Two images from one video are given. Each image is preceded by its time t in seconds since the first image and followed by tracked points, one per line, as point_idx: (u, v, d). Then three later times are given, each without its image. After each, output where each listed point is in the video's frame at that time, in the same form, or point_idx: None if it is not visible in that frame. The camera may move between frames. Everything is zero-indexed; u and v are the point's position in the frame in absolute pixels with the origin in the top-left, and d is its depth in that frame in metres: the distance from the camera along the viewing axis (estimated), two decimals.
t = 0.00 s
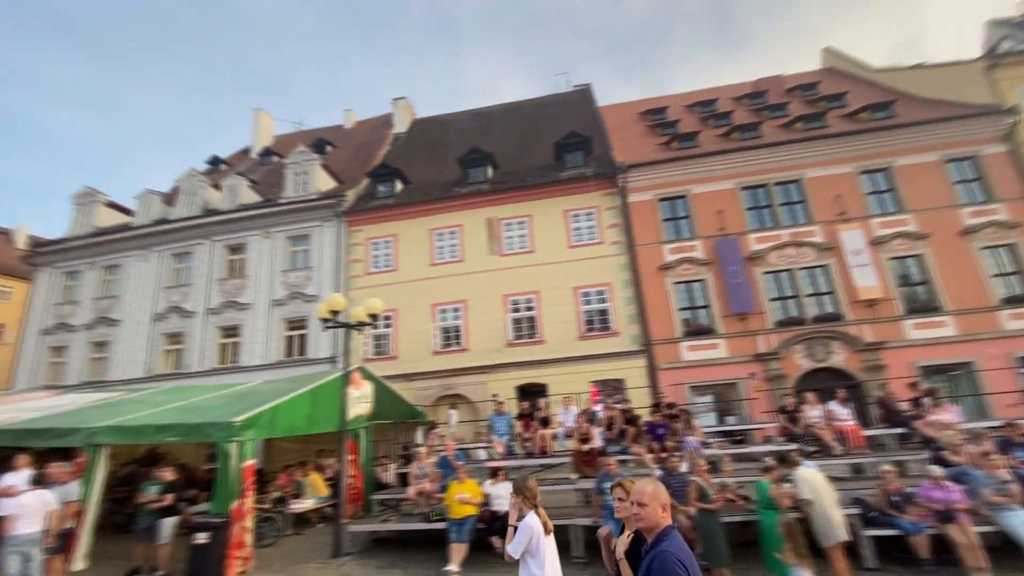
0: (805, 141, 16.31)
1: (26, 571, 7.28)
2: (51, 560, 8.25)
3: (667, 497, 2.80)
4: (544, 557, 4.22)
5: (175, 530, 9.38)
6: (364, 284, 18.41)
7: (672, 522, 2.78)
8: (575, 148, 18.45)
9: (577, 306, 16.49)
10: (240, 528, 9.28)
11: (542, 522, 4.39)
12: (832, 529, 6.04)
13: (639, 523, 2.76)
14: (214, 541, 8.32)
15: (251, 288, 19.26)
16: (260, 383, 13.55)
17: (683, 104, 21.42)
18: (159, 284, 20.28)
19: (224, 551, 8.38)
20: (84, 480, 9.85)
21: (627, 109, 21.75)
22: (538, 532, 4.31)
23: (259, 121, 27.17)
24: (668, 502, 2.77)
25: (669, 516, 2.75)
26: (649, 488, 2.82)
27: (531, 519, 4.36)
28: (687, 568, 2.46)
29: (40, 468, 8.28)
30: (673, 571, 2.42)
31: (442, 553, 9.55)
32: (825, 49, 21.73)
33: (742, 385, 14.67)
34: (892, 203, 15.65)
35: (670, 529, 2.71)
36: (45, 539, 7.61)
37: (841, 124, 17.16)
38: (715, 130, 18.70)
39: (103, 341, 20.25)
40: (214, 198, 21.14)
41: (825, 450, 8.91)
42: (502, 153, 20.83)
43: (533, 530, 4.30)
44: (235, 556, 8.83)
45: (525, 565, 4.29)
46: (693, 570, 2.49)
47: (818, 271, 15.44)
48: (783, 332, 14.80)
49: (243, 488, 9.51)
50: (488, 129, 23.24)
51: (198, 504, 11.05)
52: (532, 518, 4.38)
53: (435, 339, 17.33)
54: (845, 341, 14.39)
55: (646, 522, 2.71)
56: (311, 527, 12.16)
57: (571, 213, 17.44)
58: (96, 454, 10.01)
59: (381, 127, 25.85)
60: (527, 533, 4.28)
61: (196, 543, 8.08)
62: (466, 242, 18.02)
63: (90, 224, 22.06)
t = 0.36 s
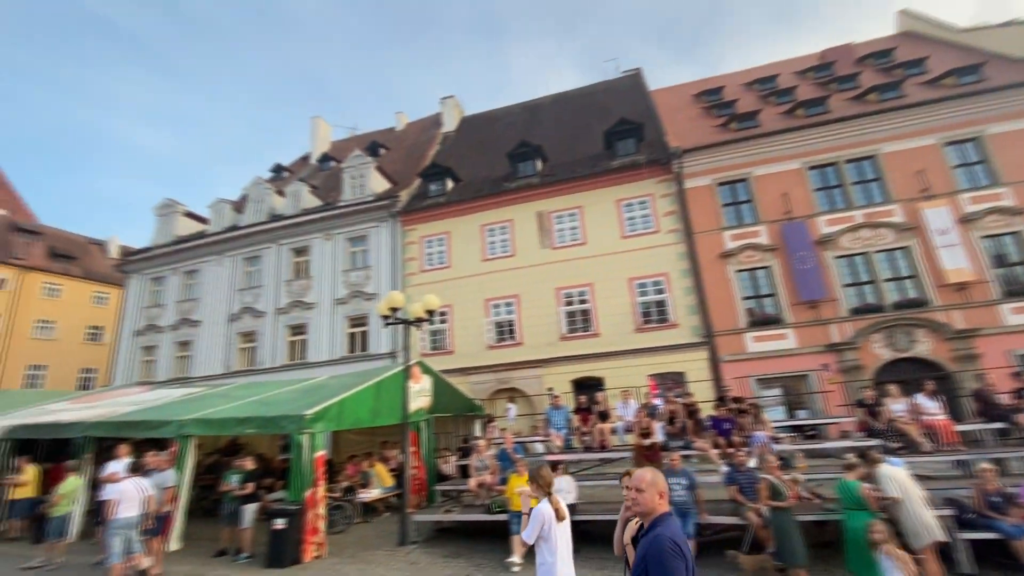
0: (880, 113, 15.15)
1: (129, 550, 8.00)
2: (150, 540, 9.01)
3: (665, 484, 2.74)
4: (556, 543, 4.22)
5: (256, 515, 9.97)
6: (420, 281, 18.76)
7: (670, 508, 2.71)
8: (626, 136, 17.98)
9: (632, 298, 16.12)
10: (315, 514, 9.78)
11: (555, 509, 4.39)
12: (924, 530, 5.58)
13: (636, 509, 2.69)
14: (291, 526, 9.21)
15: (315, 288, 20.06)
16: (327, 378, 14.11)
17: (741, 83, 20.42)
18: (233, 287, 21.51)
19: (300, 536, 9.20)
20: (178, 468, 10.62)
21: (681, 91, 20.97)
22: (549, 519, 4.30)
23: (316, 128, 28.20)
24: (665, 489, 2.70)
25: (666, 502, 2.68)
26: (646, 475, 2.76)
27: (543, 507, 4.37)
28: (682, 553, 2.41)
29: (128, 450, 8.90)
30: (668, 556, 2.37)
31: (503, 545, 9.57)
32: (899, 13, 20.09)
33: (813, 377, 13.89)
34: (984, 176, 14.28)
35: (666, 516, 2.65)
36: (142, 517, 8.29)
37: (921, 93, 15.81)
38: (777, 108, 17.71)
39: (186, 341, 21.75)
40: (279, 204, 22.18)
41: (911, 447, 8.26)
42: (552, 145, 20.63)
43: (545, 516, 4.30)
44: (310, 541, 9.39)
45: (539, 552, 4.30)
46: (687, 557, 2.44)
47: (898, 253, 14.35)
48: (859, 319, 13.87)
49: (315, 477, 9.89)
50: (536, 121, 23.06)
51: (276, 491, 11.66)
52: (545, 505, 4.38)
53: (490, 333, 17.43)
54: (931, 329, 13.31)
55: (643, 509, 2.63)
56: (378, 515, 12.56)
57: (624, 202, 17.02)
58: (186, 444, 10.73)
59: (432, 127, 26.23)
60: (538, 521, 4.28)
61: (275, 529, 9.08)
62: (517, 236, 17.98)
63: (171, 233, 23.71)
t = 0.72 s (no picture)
0: (967, 78, 13.84)
1: (219, 527, 8.69)
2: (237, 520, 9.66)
3: (667, 480, 2.80)
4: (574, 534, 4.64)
5: (326, 500, 10.39)
6: (474, 275, 18.90)
7: (673, 503, 2.78)
8: (681, 118, 17.32)
9: (691, 287, 15.56)
10: (381, 501, 10.05)
11: (572, 501, 4.83)
12: None
13: (637, 505, 2.76)
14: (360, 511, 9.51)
15: (375, 284, 20.63)
16: (387, 370, 14.50)
17: (807, 55, 19.18)
18: (299, 284, 22.48)
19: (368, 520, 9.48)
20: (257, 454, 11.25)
21: (740, 69, 19.95)
22: (567, 514, 4.73)
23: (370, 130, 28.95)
24: (665, 485, 2.76)
25: (668, 498, 2.74)
26: (649, 472, 2.80)
27: (561, 499, 4.82)
28: (681, 548, 2.50)
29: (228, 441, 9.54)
30: (668, 553, 2.46)
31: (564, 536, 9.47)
32: None
33: (895, 368, 12.94)
34: None
35: (668, 510, 2.71)
36: (233, 498, 8.90)
37: (1019, 52, 14.26)
38: (848, 79, 16.51)
39: (258, 336, 22.99)
40: (339, 205, 22.95)
41: (1013, 444, 7.50)
42: (604, 132, 20.20)
43: (564, 508, 4.76)
44: (376, 526, 9.65)
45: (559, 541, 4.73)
46: (687, 549, 2.52)
47: (993, 232, 13.07)
48: (947, 306, 12.77)
49: (380, 465, 10.15)
50: (587, 108, 22.62)
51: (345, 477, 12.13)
52: (563, 497, 4.82)
53: (543, 326, 17.33)
54: None
55: (645, 507, 2.70)
56: (440, 503, 12.80)
57: (680, 187, 16.41)
58: (263, 431, 11.33)
59: (482, 121, 26.30)
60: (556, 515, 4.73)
61: (345, 513, 9.36)
62: (569, 227, 17.73)
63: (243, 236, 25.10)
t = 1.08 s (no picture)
0: None
1: (303, 507, 9.19)
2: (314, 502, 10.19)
3: (674, 463, 2.91)
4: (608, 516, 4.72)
5: (395, 486, 10.74)
6: (529, 266, 18.88)
7: (681, 486, 2.89)
8: (743, 94, 16.48)
9: (757, 272, 14.84)
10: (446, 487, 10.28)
11: (605, 485, 4.84)
12: None
13: (645, 485, 2.96)
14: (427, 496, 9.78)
15: (431, 278, 21.03)
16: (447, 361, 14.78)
17: (884, 16, 17.70)
18: (360, 280, 23.29)
19: (435, 505, 9.72)
20: (328, 441, 11.78)
21: (807, 37, 18.69)
22: (603, 493, 4.76)
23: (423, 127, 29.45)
24: (671, 468, 2.89)
25: (672, 481, 2.88)
26: (655, 454, 2.96)
27: (596, 483, 4.81)
28: (672, 531, 2.68)
29: (317, 431, 10.01)
30: (658, 536, 2.66)
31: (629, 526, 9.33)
32: None
33: (993, 355, 11.85)
34: None
35: (673, 491, 2.86)
36: (315, 483, 9.44)
37: None
38: (933, 40, 15.09)
39: (325, 330, 24.07)
40: (395, 202, 23.53)
41: None
42: (659, 114, 19.54)
43: (599, 492, 4.77)
44: (443, 510, 9.89)
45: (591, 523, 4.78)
46: (680, 531, 2.69)
47: None
48: None
49: (444, 452, 10.39)
50: (641, 90, 21.95)
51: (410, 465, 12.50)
52: (597, 482, 4.82)
53: (600, 316, 17.10)
54: None
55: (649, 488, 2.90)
56: (502, 491, 12.96)
57: (743, 168, 15.62)
58: (333, 420, 11.85)
59: (533, 110, 26.12)
60: (590, 494, 4.76)
61: (413, 498, 9.65)
62: (624, 214, 17.33)
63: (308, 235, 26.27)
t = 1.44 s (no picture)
0: None
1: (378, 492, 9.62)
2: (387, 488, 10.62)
3: (693, 456, 3.07)
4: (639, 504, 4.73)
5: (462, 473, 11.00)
6: (585, 256, 18.67)
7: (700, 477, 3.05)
8: (814, 64, 15.45)
9: (833, 253, 13.94)
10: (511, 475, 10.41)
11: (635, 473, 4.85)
12: None
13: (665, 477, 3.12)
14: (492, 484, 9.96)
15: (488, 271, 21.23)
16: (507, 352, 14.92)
17: None
18: (420, 275, 23.87)
19: (500, 493, 9.87)
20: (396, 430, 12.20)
21: None
22: (634, 480, 4.78)
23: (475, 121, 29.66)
24: (690, 461, 3.06)
25: (691, 473, 3.05)
26: (674, 447, 3.16)
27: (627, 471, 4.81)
28: (689, 515, 2.80)
29: (386, 419, 10.46)
30: (673, 518, 2.79)
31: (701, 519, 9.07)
32: None
33: None
34: None
35: (691, 481, 3.01)
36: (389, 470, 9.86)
37: None
38: None
39: (388, 324, 24.92)
40: (451, 197, 23.89)
41: None
42: (719, 91, 18.68)
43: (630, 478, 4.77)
44: (509, 498, 9.99)
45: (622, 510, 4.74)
46: (697, 515, 2.81)
47: None
48: None
49: (508, 441, 10.52)
50: (699, 68, 21.05)
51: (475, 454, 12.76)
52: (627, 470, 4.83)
53: (661, 304, 16.68)
54: None
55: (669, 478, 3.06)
56: (567, 481, 12.98)
57: (815, 143, 14.67)
58: (401, 409, 12.25)
59: (585, 96, 25.67)
60: (620, 481, 4.77)
61: (479, 485, 9.87)
62: (684, 198, 16.74)
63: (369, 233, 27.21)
